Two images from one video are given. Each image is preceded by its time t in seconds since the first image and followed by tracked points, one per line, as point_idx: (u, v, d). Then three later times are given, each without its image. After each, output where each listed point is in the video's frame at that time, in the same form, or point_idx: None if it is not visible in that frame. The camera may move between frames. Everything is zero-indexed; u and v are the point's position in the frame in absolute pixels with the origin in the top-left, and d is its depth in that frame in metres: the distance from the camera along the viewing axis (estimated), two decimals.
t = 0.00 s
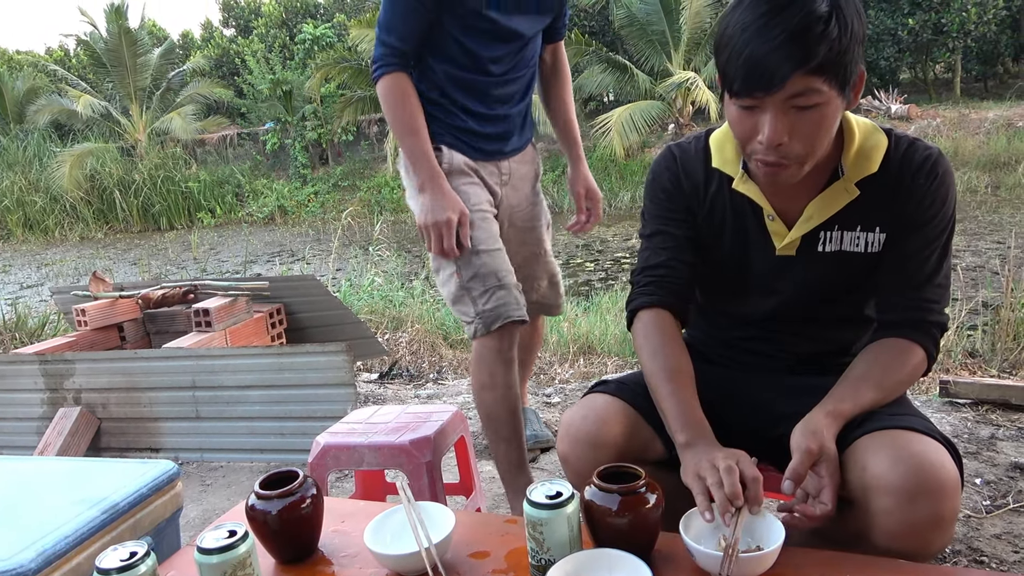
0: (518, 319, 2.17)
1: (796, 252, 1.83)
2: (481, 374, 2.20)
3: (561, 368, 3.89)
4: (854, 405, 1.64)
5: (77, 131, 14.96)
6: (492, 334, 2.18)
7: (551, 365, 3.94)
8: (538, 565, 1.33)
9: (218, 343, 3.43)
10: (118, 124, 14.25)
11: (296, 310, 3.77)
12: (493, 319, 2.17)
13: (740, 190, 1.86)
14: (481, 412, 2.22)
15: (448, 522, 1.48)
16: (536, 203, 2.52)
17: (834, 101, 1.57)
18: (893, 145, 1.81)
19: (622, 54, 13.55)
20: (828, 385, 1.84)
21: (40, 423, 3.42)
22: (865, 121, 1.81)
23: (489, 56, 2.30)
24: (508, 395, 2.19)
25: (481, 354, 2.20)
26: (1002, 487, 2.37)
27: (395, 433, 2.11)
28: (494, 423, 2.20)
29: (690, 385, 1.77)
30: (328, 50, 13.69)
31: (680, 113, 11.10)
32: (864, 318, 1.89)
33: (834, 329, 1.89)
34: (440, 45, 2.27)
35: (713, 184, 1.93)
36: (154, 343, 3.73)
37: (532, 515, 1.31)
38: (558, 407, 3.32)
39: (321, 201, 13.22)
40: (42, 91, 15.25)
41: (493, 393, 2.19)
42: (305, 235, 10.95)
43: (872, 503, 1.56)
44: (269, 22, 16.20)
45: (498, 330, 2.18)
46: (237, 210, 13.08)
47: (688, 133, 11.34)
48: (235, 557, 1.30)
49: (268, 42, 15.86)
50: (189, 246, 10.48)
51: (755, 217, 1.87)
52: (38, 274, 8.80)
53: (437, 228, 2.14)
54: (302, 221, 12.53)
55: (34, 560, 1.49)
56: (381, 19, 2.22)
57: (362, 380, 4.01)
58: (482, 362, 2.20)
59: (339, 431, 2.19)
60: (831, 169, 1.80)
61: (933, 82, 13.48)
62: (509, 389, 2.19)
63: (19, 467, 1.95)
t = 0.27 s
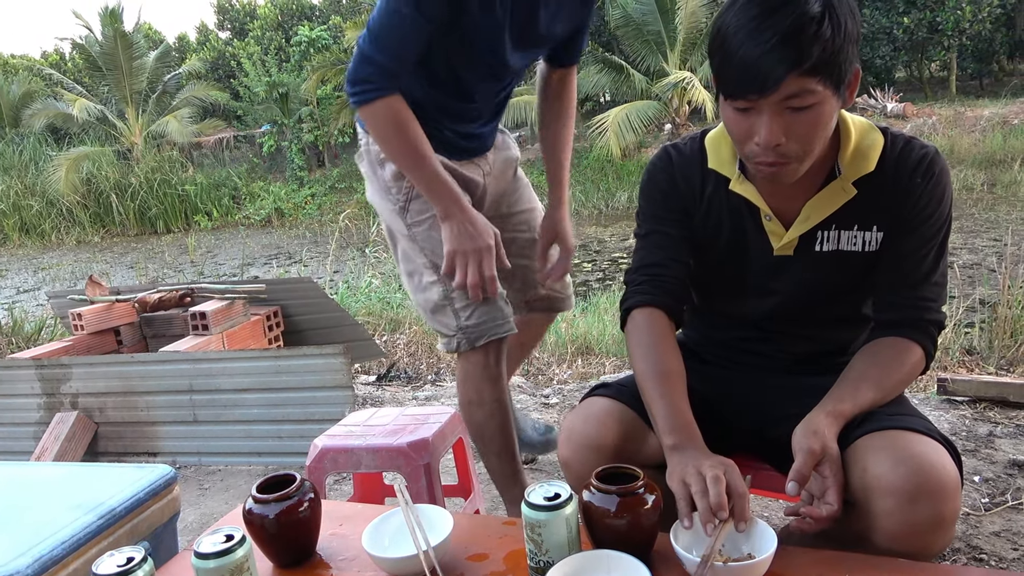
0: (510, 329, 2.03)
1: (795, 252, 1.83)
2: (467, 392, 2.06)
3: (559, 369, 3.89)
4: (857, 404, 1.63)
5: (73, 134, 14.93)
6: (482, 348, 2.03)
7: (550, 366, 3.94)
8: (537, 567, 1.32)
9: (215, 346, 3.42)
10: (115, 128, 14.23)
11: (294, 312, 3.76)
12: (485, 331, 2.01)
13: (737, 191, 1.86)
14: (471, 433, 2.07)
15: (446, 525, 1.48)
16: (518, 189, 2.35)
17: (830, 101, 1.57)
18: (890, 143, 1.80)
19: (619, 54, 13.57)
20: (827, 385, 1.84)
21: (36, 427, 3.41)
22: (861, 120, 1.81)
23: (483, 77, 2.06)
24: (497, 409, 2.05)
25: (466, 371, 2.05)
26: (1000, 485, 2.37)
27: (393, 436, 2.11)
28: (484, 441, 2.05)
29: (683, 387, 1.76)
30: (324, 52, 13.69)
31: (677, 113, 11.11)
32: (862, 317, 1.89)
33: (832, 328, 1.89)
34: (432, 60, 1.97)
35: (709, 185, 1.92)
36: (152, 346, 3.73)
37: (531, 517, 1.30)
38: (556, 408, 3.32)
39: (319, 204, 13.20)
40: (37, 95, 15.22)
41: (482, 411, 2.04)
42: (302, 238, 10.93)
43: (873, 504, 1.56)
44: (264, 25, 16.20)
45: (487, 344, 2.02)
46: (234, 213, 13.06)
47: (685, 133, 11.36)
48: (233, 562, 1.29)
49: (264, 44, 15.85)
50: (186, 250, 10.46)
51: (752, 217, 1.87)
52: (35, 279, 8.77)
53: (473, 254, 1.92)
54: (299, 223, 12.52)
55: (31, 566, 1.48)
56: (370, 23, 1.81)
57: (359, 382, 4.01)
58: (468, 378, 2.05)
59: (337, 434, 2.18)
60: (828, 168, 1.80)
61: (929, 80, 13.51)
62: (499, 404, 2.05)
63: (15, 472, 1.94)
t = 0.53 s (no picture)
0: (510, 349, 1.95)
1: (792, 251, 1.84)
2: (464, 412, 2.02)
3: (557, 369, 3.89)
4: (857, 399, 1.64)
5: (70, 137, 14.91)
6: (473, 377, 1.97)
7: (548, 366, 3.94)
8: (537, 567, 1.32)
9: (213, 348, 3.41)
10: (111, 130, 14.21)
11: (291, 313, 3.76)
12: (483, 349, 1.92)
13: (735, 190, 1.87)
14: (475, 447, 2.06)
15: (445, 525, 1.48)
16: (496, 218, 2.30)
17: (824, 99, 1.57)
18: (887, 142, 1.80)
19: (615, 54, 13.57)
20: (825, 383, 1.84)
21: (34, 430, 3.41)
22: (858, 118, 1.81)
23: (475, 142, 1.97)
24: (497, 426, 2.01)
25: (468, 390, 2.00)
26: (998, 482, 2.37)
27: (391, 437, 2.11)
28: (488, 456, 2.05)
29: (680, 384, 1.76)
30: (320, 53, 13.68)
31: (673, 112, 11.11)
32: (859, 315, 1.89)
33: (830, 326, 1.88)
34: (430, 110, 1.91)
35: (706, 185, 1.92)
36: (149, 348, 3.72)
37: (530, 517, 1.30)
38: (555, 408, 3.32)
39: (316, 205, 13.20)
40: (33, 98, 15.18)
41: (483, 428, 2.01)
42: (300, 239, 10.93)
43: (873, 502, 1.56)
44: (261, 25, 16.18)
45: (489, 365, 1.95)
46: (232, 214, 13.06)
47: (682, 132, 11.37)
48: (232, 564, 1.29)
49: (260, 45, 15.83)
50: (184, 251, 10.45)
51: (750, 216, 1.87)
52: (33, 281, 8.76)
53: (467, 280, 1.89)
54: (297, 225, 12.52)
55: (28, 569, 1.48)
56: (376, 55, 1.80)
57: (358, 383, 4.01)
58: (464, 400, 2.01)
59: (335, 435, 2.18)
60: (824, 167, 1.80)
61: (925, 78, 13.52)
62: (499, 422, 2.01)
63: (13, 476, 1.94)
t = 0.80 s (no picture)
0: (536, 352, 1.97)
1: (790, 247, 1.84)
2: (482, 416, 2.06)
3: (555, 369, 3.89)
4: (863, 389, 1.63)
5: (66, 139, 14.90)
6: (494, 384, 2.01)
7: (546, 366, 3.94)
8: (534, 567, 1.32)
9: (210, 350, 3.42)
10: (108, 132, 14.21)
11: (289, 315, 3.75)
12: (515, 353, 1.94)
13: (733, 185, 1.88)
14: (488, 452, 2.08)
15: (442, 526, 1.48)
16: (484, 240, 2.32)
17: (819, 90, 1.57)
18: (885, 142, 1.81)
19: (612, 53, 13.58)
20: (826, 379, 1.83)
21: (32, 433, 3.40)
22: (856, 116, 1.82)
23: (478, 177, 2.04)
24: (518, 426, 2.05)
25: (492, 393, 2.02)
26: (995, 479, 2.38)
27: (389, 437, 2.11)
28: (502, 456, 2.07)
29: (673, 370, 1.78)
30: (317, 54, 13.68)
31: (670, 111, 11.12)
32: (857, 312, 1.89)
33: (828, 321, 1.88)
34: (435, 142, 1.94)
35: (704, 180, 1.93)
36: (147, 351, 3.72)
37: (526, 517, 1.31)
38: (553, 408, 3.32)
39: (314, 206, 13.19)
40: (30, 100, 15.15)
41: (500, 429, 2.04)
42: (298, 240, 10.93)
43: (873, 497, 1.56)
44: (257, 27, 16.19)
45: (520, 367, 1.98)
46: (229, 216, 13.06)
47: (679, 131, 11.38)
48: (229, 565, 1.29)
49: (257, 47, 15.84)
50: (181, 253, 10.44)
51: (748, 211, 1.88)
52: (30, 284, 8.75)
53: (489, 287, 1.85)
54: (294, 226, 12.52)
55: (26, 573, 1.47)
56: (397, 77, 1.83)
57: (356, 384, 4.01)
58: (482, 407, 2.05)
59: (333, 436, 2.18)
60: (823, 164, 1.81)
61: (922, 76, 13.52)
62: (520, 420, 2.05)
63: (10, 479, 1.93)
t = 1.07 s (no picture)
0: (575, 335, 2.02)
1: (789, 238, 1.84)
2: (507, 406, 1.98)
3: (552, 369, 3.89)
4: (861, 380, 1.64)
5: (63, 142, 14.89)
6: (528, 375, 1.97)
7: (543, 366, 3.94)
8: (532, 568, 1.32)
9: (208, 352, 3.41)
10: (104, 134, 14.21)
11: (286, 316, 3.75)
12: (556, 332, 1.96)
13: (733, 176, 1.89)
14: (505, 445, 1.97)
15: (441, 526, 1.48)
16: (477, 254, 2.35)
17: (811, 77, 1.58)
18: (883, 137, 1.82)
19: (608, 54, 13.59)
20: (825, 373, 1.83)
21: (28, 436, 3.39)
22: (855, 113, 1.83)
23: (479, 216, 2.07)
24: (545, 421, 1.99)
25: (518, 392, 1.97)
26: (992, 477, 2.38)
27: (383, 438, 2.10)
28: (521, 452, 1.96)
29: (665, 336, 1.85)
30: (313, 56, 13.69)
31: (667, 111, 11.14)
32: (856, 306, 1.89)
33: (828, 315, 1.88)
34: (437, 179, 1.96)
35: (705, 173, 1.95)
36: (144, 353, 3.71)
37: (524, 517, 1.30)
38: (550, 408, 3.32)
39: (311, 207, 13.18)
40: (26, 103, 15.13)
41: (526, 419, 1.96)
42: (295, 242, 10.92)
43: (871, 487, 1.56)
44: (253, 29, 16.18)
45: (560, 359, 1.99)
46: (226, 217, 13.03)
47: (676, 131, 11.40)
48: (227, 567, 1.29)
49: (253, 49, 15.83)
50: (178, 255, 10.43)
51: (747, 203, 1.89)
52: (27, 287, 8.74)
53: (520, 286, 1.94)
54: (292, 228, 12.51)
55: None
56: (401, 116, 1.85)
57: (353, 385, 4.01)
58: (509, 399, 1.98)
59: (329, 437, 2.18)
60: (821, 157, 1.82)
61: (918, 75, 13.55)
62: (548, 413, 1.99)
63: (6, 482, 1.93)
